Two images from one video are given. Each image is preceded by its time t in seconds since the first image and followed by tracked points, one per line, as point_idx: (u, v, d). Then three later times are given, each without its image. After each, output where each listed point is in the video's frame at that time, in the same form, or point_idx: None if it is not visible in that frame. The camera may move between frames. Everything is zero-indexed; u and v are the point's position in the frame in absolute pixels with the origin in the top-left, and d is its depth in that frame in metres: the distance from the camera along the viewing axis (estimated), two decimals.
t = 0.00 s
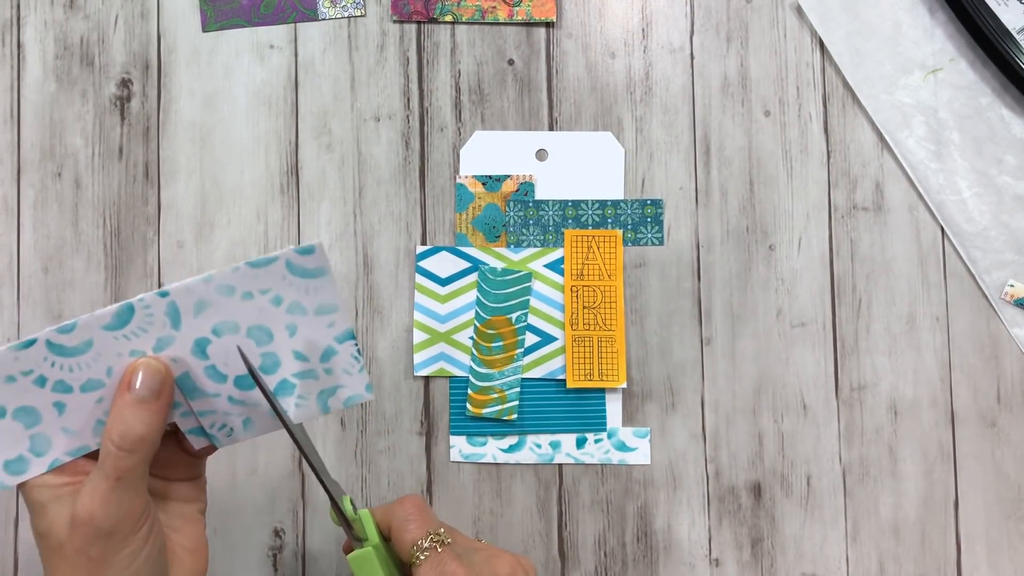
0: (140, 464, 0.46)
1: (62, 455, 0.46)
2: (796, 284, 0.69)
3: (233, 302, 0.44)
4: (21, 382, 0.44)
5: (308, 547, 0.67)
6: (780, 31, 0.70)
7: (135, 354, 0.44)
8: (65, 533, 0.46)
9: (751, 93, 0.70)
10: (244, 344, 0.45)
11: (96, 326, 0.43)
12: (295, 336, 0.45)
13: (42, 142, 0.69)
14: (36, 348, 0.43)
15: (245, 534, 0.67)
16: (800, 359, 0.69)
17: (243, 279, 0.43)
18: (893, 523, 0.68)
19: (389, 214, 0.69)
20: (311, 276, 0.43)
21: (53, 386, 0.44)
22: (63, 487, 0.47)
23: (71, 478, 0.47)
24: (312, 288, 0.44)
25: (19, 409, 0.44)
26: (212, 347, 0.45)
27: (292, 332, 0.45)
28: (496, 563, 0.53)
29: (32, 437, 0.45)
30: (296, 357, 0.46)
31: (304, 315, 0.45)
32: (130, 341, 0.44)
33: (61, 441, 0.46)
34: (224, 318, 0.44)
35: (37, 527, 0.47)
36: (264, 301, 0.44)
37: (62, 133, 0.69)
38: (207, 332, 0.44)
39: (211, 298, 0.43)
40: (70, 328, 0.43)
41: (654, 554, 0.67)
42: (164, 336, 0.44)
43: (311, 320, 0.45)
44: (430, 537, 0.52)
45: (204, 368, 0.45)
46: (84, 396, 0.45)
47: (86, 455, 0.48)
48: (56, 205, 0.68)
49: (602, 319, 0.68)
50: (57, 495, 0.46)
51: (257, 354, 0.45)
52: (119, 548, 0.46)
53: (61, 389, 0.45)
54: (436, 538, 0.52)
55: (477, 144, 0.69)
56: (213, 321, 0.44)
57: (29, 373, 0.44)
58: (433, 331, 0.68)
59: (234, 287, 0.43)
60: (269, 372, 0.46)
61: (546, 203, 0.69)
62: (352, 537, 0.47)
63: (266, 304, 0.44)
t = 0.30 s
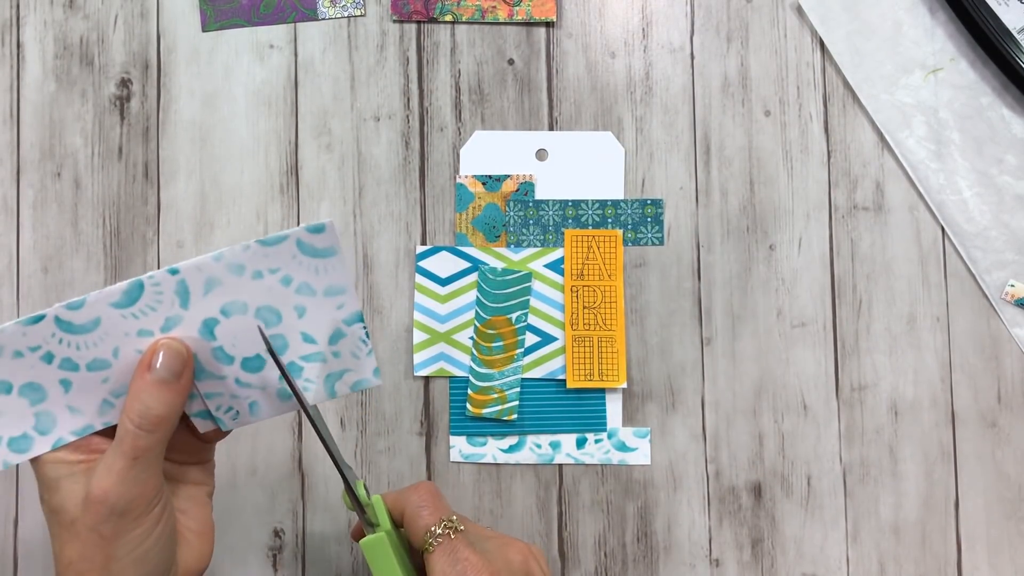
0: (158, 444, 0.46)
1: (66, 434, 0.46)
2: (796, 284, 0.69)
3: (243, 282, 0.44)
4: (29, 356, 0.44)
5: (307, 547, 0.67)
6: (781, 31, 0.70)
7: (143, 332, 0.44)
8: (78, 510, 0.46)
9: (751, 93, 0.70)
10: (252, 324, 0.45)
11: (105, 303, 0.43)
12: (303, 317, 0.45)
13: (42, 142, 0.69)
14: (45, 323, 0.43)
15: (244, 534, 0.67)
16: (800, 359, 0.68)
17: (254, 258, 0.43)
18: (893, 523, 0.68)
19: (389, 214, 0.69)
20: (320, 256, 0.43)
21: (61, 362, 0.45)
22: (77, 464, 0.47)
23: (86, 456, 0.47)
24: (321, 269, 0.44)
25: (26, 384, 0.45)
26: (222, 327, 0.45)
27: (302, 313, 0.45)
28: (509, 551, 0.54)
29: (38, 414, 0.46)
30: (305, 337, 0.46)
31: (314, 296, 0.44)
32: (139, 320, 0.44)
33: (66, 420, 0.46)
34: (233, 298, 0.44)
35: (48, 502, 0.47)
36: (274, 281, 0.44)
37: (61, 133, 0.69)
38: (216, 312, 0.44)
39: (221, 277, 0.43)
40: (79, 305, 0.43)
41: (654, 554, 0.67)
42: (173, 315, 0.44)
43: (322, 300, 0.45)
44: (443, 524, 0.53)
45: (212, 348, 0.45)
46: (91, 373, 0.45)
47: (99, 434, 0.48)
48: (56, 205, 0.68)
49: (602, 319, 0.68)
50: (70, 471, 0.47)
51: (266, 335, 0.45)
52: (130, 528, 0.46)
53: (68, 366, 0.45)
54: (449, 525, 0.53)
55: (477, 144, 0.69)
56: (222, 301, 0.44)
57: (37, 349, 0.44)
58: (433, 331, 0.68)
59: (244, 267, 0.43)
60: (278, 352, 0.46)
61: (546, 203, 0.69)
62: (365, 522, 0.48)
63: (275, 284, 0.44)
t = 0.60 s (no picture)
0: (189, 460, 0.46)
1: (101, 410, 0.43)
2: (796, 284, 0.69)
3: (290, 278, 0.40)
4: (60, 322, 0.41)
5: (307, 548, 0.67)
6: (780, 31, 0.70)
7: (192, 316, 0.41)
8: (108, 522, 0.46)
9: (751, 93, 0.70)
10: (291, 323, 0.41)
11: (164, 279, 0.40)
12: (347, 315, 0.41)
13: (42, 142, 0.69)
14: (83, 294, 0.41)
15: (244, 534, 0.67)
16: (800, 359, 0.68)
17: (305, 252, 0.39)
18: (893, 523, 0.68)
19: (389, 214, 0.69)
20: (372, 256, 0.39)
21: (109, 336, 0.42)
22: (106, 472, 0.47)
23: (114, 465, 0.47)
24: (369, 271, 0.39)
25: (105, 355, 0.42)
26: (266, 321, 0.41)
27: (346, 310, 0.41)
28: (518, 555, 0.55)
29: (78, 384, 0.43)
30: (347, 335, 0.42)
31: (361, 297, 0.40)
32: (193, 300, 0.40)
33: (102, 397, 0.43)
34: (280, 293, 0.40)
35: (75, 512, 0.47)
36: (321, 279, 0.40)
37: (61, 133, 0.69)
38: (260, 304, 0.40)
39: (269, 268, 0.39)
40: (135, 278, 0.40)
41: (654, 554, 0.67)
42: (224, 302, 0.40)
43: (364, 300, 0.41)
44: (457, 528, 0.53)
45: (252, 347, 0.41)
46: (146, 352, 0.42)
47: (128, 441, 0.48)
48: (56, 205, 0.68)
49: (602, 319, 0.68)
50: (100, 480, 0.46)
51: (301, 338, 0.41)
52: (164, 538, 0.46)
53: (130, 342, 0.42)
54: (462, 529, 0.53)
55: (477, 144, 0.69)
56: (267, 295, 0.40)
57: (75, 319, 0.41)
58: (433, 331, 0.68)
59: (293, 261, 0.39)
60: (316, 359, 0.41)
61: (546, 203, 0.69)
62: (381, 519, 0.47)
63: (323, 282, 0.40)
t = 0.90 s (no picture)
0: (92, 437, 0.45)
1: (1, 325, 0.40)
2: (796, 284, 0.69)
3: (246, 329, 0.41)
4: None
5: (307, 548, 0.67)
6: (781, 31, 0.70)
7: (131, 300, 0.39)
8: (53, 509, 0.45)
9: (751, 93, 0.70)
10: (214, 356, 0.41)
11: (131, 279, 0.38)
12: (264, 374, 0.44)
13: (42, 142, 0.69)
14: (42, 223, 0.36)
15: (244, 534, 0.67)
16: (800, 359, 0.68)
17: (276, 325, 0.40)
18: (893, 523, 0.68)
19: (389, 214, 0.69)
20: (325, 356, 0.43)
21: (53, 290, 0.38)
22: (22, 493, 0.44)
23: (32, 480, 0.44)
24: (313, 359, 0.44)
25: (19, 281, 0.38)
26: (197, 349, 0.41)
27: (265, 369, 0.44)
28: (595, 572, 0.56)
29: None
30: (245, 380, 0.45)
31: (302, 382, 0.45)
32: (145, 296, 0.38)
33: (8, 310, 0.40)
34: (223, 333, 0.40)
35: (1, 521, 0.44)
36: (268, 343, 0.42)
37: (61, 133, 0.69)
38: (201, 332, 0.40)
39: (231, 314, 0.40)
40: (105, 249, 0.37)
41: (654, 554, 0.67)
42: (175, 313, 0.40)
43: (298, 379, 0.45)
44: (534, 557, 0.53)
45: (163, 353, 0.41)
46: (90, 311, 0.40)
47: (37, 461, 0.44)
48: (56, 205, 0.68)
49: (602, 319, 0.68)
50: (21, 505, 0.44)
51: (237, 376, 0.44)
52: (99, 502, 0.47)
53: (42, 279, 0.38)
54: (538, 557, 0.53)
55: (477, 144, 0.69)
56: (212, 329, 0.40)
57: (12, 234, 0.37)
58: (433, 331, 0.68)
59: (259, 322, 0.40)
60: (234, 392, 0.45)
61: (546, 203, 0.69)
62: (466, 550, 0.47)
63: (267, 344, 0.42)
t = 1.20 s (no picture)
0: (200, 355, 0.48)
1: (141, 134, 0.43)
2: (796, 284, 0.69)
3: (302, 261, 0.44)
4: (177, 97, 0.44)
5: (307, 548, 0.67)
6: (780, 31, 0.70)
7: (289, 172, 0.45)
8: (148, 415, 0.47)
9: (751, 93, 0.70)
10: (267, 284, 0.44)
11: (302, 164, 0.45)
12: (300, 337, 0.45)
13: (42, 142, 0.69)
14: (243, 111, 0.45)
15: (244, 534, 0.67)
16: (800, 359, 0.68)
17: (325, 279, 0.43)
18: (893, 523, 0.68)
19: (389, 214, 0.69)
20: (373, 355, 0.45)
21: (154, 116, 0.44)
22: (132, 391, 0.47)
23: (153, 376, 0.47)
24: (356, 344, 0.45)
25: (178, 169, 0.44)
26: (365, 303, 0.44)
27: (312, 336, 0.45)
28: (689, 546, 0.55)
29: (166, 113, 0.44)
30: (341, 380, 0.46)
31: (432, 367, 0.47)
32: (231, 163, 0.44)
33: (139, 121, 0.43)
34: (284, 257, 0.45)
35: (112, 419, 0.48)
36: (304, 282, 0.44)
37: (61, 133, 0.69)
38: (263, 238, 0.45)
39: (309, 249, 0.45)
40: (276, 142, 0.45)
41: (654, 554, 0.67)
42: (294, 230, 0.45)
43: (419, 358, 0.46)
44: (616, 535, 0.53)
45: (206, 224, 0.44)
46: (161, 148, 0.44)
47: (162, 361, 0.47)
48: (56, 205, 0.68)
49: (602, 319, 0.68)
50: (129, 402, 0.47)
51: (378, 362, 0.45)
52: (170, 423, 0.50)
53: (228, 181, 0.44)
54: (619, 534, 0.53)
55: (477, 144, 0.69)
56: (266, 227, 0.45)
57: (212, 115, 0.44)
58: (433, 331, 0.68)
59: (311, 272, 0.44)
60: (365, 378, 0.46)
61: (546, 203, 0.69)
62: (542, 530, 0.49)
63: (313, 293, 0.44)
